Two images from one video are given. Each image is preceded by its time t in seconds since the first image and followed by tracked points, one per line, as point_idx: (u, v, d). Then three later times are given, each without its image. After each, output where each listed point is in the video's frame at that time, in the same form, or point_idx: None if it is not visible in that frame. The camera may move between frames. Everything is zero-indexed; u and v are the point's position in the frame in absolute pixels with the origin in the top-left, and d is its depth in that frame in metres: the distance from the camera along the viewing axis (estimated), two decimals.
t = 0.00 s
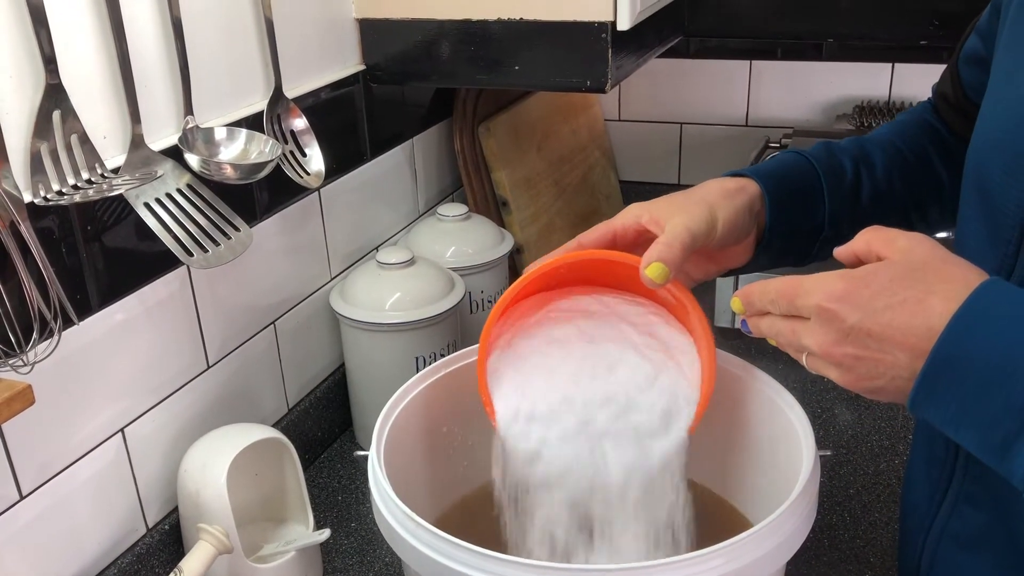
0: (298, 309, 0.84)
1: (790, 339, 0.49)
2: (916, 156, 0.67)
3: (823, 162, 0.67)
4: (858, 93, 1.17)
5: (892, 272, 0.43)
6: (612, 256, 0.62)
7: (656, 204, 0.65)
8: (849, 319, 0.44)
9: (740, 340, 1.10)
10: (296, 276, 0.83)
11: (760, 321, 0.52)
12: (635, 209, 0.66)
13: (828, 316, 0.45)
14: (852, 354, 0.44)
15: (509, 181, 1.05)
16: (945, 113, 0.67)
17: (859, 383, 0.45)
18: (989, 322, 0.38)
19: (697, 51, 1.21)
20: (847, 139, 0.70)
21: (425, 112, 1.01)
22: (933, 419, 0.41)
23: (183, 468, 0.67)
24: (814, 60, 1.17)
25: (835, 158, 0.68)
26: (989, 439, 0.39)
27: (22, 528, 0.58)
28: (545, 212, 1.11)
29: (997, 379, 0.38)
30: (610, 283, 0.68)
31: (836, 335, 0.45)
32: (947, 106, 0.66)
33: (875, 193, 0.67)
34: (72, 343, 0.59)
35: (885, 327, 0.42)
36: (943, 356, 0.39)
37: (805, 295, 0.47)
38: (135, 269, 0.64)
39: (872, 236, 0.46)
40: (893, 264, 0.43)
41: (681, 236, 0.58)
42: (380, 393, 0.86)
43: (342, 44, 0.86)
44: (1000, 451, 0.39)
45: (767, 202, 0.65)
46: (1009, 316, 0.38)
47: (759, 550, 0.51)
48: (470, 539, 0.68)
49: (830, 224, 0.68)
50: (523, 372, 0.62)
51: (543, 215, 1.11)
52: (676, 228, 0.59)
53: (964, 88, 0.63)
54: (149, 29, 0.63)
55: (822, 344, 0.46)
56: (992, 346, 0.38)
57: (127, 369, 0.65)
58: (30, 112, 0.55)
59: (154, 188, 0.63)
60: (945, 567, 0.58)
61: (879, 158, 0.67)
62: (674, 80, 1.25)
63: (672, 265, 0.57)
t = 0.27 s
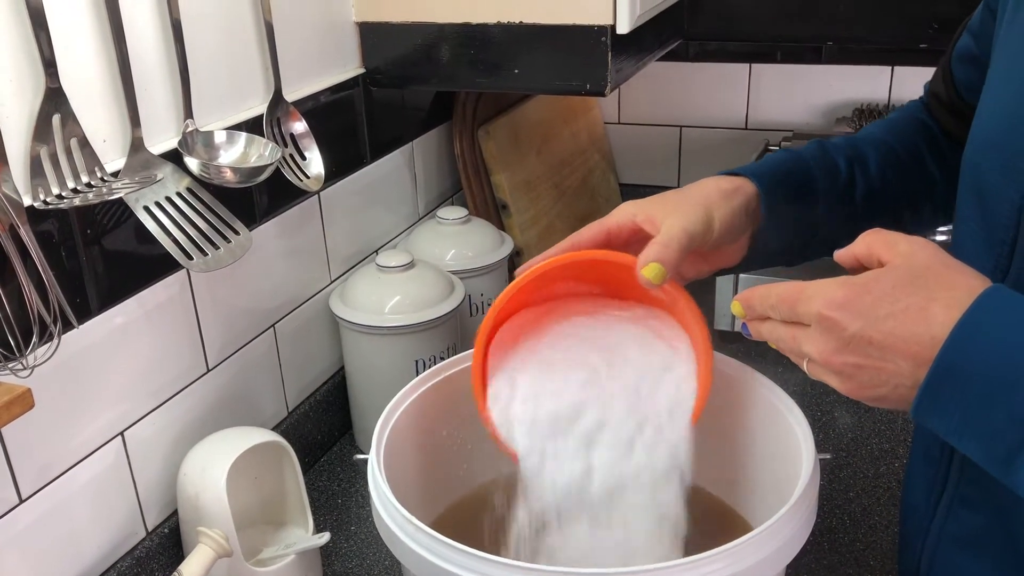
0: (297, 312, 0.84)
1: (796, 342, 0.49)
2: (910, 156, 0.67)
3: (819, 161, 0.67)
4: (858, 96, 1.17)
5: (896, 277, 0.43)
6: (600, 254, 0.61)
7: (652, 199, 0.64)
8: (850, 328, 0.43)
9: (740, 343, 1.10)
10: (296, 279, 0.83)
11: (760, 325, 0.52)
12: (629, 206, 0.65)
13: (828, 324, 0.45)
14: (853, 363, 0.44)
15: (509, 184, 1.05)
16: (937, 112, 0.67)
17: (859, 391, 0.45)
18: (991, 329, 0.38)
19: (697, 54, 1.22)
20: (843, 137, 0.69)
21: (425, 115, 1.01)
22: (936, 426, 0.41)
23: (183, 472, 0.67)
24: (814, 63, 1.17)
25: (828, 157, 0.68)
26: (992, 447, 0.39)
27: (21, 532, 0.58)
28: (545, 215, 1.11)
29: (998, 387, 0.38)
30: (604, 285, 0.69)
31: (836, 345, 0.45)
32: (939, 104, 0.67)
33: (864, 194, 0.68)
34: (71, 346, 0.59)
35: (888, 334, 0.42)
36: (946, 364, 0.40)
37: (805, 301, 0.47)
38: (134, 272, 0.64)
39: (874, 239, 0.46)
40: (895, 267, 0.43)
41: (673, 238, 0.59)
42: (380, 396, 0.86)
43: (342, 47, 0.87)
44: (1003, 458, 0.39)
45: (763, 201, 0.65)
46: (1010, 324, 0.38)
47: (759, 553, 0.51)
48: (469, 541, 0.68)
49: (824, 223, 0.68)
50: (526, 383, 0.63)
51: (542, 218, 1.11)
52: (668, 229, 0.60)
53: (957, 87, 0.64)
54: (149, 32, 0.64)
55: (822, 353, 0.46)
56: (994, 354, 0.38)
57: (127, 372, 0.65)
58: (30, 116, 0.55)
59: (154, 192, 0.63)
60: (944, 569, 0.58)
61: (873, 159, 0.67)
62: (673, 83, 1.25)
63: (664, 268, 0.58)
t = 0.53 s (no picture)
0: (298, 316, 0.84)
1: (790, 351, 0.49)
2: (907, 160, 0.67)
3: (819, 166, 0.67)
4: (858, 100, 1.17)
5: (897, 286, 0.43)
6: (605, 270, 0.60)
7: (646, 212, 0.64)
8: (851, 336, 0.43)
9: (741, 347, 1.10)
10: (297, 283, 0.83)
11: (759, 331, 0.52)
12: (632, 216, 0.65)
13: (828, 331, 0.45)
14: (853, 372, 0.44)
15: (510, 188, 1.05)
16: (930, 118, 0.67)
17: (859, 400, 0.45)
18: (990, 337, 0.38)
19: (698, 58, 1.22)
20: (839, 142, 0.69)
21: (427, 119, 1.01)
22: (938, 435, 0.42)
23: (184, 476, 0.68)
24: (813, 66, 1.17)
25: (829, 163, 0.67)
26: (995, 454, 0.39)
27: (23, 536, 0.58)
28: (545, 218, 1.11)
29: (1000, 395, 0.38)
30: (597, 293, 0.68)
31: (836, 353, 0.45)
32: (930, 109, 0.67)
33: (865, 196, 0.68)
34: (73, 350, 0.59)
35: (889, 342, 0.42)
36: (949, 373, 0.39)
37: (802, 309, 0.46)
38: (136, 277, 0.64)
39: (872, 245, 0.46)
40: (894, 274, 0.43)
41: (681, 252, 0.58)
42: (381, 400, 0.86)
43: (343, 51, 0.87)
44: (1007, 466, 0.39)
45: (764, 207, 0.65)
46: (1010, 332, 0.38)
47: (760, 558, 0.51)
48: (470, 545, 0.68)
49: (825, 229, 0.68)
50: (526, 399, 0.62)
51: (543, 222, 1.11)
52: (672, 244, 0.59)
53: (949, 89, 0.64)
54: (151, 37, 0.64)
55: (822, 361, 0.46)
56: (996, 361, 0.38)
57: (128, 376, 0.65)
58: (33, 120, 0.55)
59: (155, 197, 0.63)
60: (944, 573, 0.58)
61: (871, 162, 0.67)
62: (674, 87, 1.25)
63: (676, 285, 0.56)
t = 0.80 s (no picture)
0: (299, 318, 0.84)
1: (786, 349, 0.49)
2: (901, 161, 0.67)
3: (811, 168, 0.67)
4: (859, 101, 1.17)
5: (897, 287, 0.43)
6: (598, 274, 0.60)
7: (637, 213, 0.64)
8: (849, 339, 0.43)
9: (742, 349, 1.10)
10: (297, 286, 0.83)
11: (753, 332, 0.52)
12: (625, 216, 0.64)
13: (827, 335, 0.45)
14: (851, 374, 0.44)
15: (510, 190, 1.05)
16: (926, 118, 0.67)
17: (858, 404, 0.45)
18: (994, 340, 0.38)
19: (698, 60, 1.21)
20: (833, 146, 0.69)
21: (427, 121, 1.01)
22: (937, 440, 0.42)
23: (184, 477, 0.68)
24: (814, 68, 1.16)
25: (822, 165, 0.67)
26: (995, 457, 0.39)
27: (23, 538, 0.58)
28: (546, 220, 1.11)
29: (1000, 398, 0.38)
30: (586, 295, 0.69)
31: (835, 356, 0.45)
32: (929, 110, 0.67)
33: (858, 200, 0.67)
34: (73, 352, 0.59)
35: (889, 345, 0.42)
36: (948, 377, 0.39)
37: (800, 310, 0.47)
38: (137, 279, 0.64)
39: (869, 245, 0.46)
40: (893, 277, 0.43)
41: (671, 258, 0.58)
42: (381, 402, 0.86)
43: (344, 54, 0.87)
44: (1008, 469, 0.39)
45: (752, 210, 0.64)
46: (1009, 334, 0.38)
47: (760, 559, 0.51)
48: (470, 546, 0.68)
49: (820, 231, 0.67)
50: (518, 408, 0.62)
51: (544, 223, 1.11)
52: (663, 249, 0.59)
53: (946, 88, 0.64)
54: (152, 39, 0.64)
55: (820, 363, 0.46)
56: (997, 363, 0.38)
57: (129, 379, 0.65)
58: (34, 122, 0.55)
59: (156, 199, 0.63)
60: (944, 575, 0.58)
61: (864, 166, 0.67)
62: (674, 89, 1.25)
63: (667, 288, 0.57)
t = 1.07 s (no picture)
0: (299, 320, 0.85)
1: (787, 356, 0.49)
2: (896, 156, 0.67)
3: (809, 160, 0.66)
4: (858, 102, 1.17)
5: (896, 291, 0.43)
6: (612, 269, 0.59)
7: (641, 202, 0.63)
8: (850, 343, 0.43)
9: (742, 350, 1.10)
10: (297, 288, 0.83)
11: (749, 335, 0.52)
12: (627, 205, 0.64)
13: (827, 338, 0.44)
14: (852, 378, 0.44)
15: (510, 191, 1.06)
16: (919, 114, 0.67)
17: (858, 407, 0.45)
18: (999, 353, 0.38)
19: (698, 61, 1.22)
20: (827, 136, 0.69)
21: (427, 122, 1.02)
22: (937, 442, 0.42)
23: (185, 479, 0.68)
24: (814, 69, 1.16)
25: (818, 155, 0.67)
26: (994, 464, 0.39)
27: (23, 539, 0.58)
28: (546, 221, 1.11)
29: (998, 408, 0.38)
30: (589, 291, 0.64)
31: (835, 359, 0.45)
32: (921, 105, 0.67)
33: (852, 191, 0.67)
34: (73, 354, 0.60)
35: (887, 348, 0.42)
36: (948, 381, 0.39)
37: (801, 313, 0.46)
38: (137, 280, 0.64)
39: (865, 250, 0.47)
40: (893, 280, 0.43)
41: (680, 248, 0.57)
42: (381, 404, 0.86)
43: (344, 56, 0.87)
44: (1006, 475, 0.39)
45: (755, 203, 0.64)
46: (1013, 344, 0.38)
47: (759, 560, 0.51)
48: (470, 546, 0.68)
49: (813, 223, 0.67)
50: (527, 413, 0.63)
51: (544, 224, 1.11)
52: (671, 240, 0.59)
53: (940, 86, 0.64)
54: (152, 42, 0.64)
55: (820, 367, 0.46)
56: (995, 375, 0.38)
57: (129, 380, 0.65)
58: (34, 124, 0.56)
59: (156, 201, 0.63)
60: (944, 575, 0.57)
61: (859, 156, 0.67)
62: (674, 90, 1.25)
63: (677, 282, 0.56)
